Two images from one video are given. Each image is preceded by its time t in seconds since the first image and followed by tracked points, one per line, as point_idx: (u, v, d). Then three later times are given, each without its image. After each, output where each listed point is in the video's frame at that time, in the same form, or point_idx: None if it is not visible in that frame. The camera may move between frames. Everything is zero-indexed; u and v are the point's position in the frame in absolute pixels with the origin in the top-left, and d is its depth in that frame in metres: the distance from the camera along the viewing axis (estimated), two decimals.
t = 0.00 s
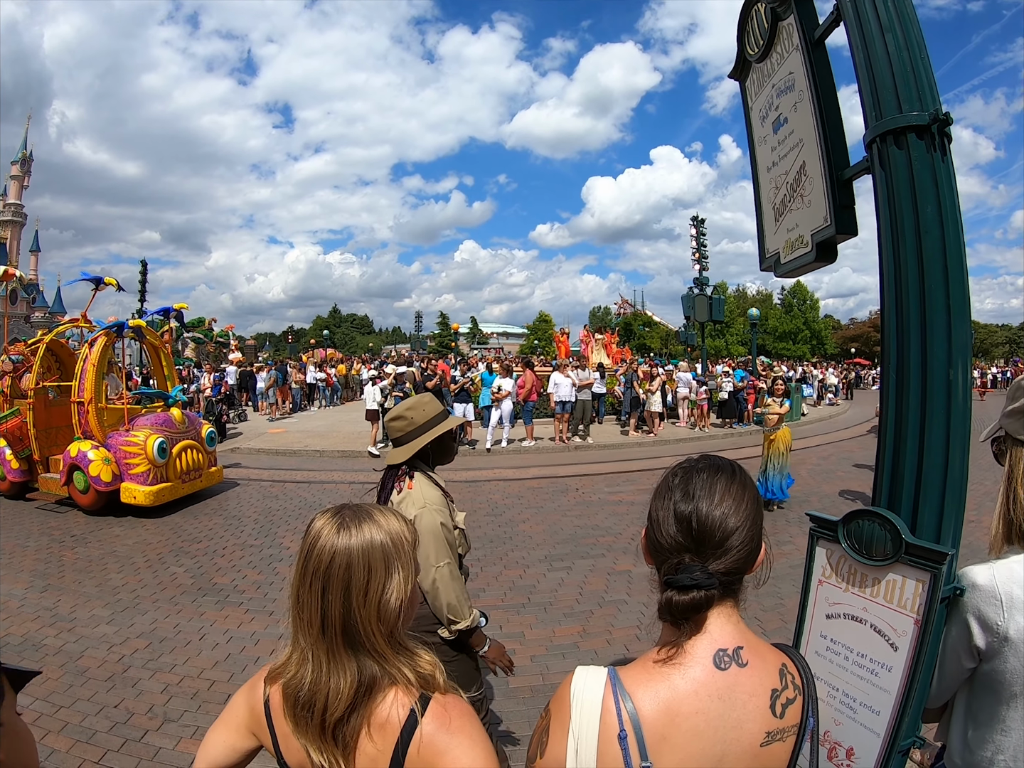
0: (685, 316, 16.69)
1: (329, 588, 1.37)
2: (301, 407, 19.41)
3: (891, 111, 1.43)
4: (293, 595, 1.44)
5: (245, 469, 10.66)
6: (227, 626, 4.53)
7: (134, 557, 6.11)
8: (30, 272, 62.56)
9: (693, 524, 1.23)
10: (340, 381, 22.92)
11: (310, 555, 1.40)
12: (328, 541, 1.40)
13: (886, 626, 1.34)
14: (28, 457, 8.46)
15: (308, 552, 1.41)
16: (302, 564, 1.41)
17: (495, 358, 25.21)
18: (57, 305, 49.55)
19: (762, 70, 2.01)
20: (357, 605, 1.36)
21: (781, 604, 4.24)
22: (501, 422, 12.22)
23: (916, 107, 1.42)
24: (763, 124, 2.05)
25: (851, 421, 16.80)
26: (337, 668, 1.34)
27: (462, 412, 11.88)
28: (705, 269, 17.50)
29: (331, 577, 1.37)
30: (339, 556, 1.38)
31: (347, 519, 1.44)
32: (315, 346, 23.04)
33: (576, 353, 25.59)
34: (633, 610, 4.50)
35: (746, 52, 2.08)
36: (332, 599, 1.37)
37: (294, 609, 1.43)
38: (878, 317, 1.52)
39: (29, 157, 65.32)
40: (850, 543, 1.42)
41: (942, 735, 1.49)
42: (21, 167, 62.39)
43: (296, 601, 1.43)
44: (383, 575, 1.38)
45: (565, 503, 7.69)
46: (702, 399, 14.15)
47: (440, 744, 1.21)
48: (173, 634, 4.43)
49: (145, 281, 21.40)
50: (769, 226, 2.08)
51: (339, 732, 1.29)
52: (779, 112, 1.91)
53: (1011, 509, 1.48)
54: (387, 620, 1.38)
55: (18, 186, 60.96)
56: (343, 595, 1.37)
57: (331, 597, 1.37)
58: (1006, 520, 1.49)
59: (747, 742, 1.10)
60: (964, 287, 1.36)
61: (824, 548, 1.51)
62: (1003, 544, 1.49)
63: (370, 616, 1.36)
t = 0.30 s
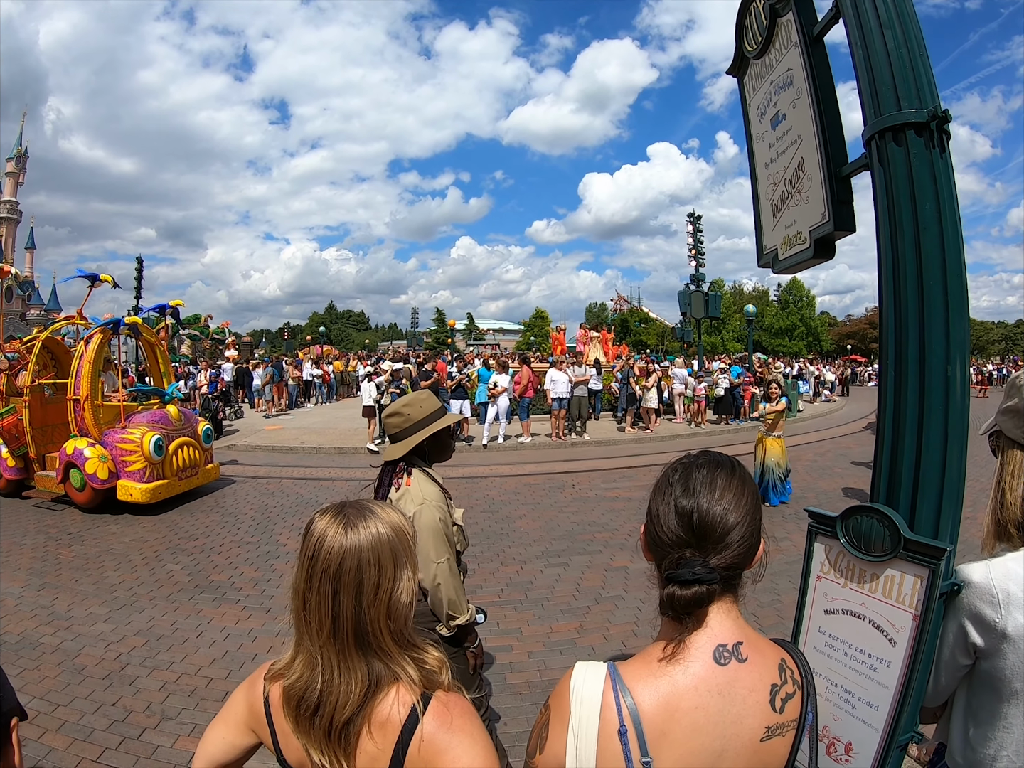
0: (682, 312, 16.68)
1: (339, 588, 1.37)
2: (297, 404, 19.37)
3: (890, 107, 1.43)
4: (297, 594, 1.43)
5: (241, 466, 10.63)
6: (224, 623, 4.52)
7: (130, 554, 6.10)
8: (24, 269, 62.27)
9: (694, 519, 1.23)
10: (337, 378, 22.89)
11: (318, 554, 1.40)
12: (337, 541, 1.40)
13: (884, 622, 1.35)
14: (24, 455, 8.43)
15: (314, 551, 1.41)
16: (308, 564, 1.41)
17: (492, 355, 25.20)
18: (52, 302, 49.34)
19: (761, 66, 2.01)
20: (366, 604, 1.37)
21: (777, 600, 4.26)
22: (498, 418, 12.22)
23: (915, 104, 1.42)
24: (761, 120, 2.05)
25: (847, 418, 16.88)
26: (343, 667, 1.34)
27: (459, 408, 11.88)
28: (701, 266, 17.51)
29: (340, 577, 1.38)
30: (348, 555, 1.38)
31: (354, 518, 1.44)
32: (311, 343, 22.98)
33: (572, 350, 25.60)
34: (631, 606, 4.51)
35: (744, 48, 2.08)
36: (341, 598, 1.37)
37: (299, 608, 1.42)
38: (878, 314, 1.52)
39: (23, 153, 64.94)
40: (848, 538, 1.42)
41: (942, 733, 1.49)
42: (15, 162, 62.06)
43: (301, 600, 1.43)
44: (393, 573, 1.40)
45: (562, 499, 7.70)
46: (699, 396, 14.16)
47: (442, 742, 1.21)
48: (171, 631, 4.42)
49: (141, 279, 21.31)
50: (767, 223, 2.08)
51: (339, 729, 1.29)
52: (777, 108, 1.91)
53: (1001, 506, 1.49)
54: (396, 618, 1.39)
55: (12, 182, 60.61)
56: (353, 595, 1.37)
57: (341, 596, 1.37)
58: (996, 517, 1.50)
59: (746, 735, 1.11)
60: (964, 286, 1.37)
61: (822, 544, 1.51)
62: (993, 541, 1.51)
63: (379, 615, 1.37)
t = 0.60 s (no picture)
0: (680, 310, 16.68)
1: (346, 581, 1.39)
2: (295, 400, 19.36)
3: (890, 108, 1.44)
4: (301, 589, 1.44)
5: (239, 462, 10.62)
6: (222, 619, 4.53)
7: (128, 550, 6.10)
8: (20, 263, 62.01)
9: (682, 513, 1.25)
10: (335, 374, 22.87)
11: (322, 549, 1.41)
12: (342, 536, 1.41)
13: (881, 617, 1.37)
14: (21, 451, 8.42)
15: (320, 546, 1.41)
16: (313, 559, 1.42)
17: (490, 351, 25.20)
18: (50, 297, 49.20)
19: (761, 65, 2.02)
20: (372, 598, 1.39)
21: (774, 597, 4.28)
22: (496, 415, 12.22)
23: (915, 104, 1.43)
24: (761, 119, 2.06)
25: (844, 417, 16.93)
26: (350, 660, 1.35)
27: (457, 405, 11.88)
28: (699, 263, 17.51)
29: (346, 571, 1.39)
30: (355, 549, 1.39)
31: (359, 512, 1.45)
32: (309, 339, 22.96)
33: (570, 346, 25.60)
34: (628, 603, 4.53)
35: (745, 47, 2.09)
36: (348, 592, 1.38)
37: (304, 602, 1.44)
38: (878, 313, 1.53)
39: (19, 147, 64.62)
40: (846, 535, 1.44)
41: (940, 729, 1.51)
42: (11, 156, 61.75)
43: (306, 594, 1.44)
44: (399, 567, 1.42)
45: (560, 496, 7.72)
46: (697, 393, 14.18)
47: (445, 735, 1.22)
48: (169, 627, 4.43)
49: (139, 275, 21.25)
50: (767, 221, 2.09)
51: (343, 722, 1.30)
52: (777, 107, 1.92)
53: (987, 504, 1.52)
54: (402, 611, 1.41)
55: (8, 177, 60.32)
56: (360, 589, 1.39)
57: (348, 590, 1.38)
58: (982, 516, 1.53)
59: (744, 729, 1.13)
60: (962, 286, 1.38)
61: (819, 540, 1.53)
62: (983, 536, 1.53)
63: (385, 608, 1.39)
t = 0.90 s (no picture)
0: (679, 308, 16.70)
1: (351, 575, 1.40)
2: (294, 398, 19.36)
3: (888, 108, 1.46)
4: (305, 583, 1.45)
5: (237, 460, 10.62)
6: (221, 616, 4.54)
7: (127, 548, 6.11)
8: (18, 260, 61.87)
9: (682, 508, 1.26)
10: (334, 372, 22.88)
11: (327, 543, 1.42)
12: (346, 530, 1.42)
13: (877, 614, 1.38)
14: (20, 448, 8.41)
15: (324, 541, 1.42)
16: (318, 553, 1.43)
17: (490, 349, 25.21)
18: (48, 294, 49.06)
19: (761, 65, 2.03)
20: (377, 591, 1.40)
21: (772, 595, 4.31)
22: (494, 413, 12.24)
23: (913, 106, 1.44)
24: (760, 119, 2.07)
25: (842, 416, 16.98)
26: (354, 652, 1.36)
27: (456, 403, 11.89)
28: (698, 262, 17.51)
29: (352, 565, 1.40)
30: (360, 543, 1.40)
31: (363, 507, 1.47)
32: (308, 337, 22.95)
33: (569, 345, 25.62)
34: (626, 600, 4.55)
35: (744, 48, 2.10)
36: (353, 585, 1.40)
37: (308, 596, 1.45)
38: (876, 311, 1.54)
39: (17, 143, 64.43)
40: (843, 532, 1.46)
41: (935, 726, 1.53)
42: (9, 153, 61.59)
43: (310, 588, 1.45)
44: (403, 561, 1.44)
45: (558, 494, 7.73)
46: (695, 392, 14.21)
47: (447, 727, 1.24)
48: (168, 624, 4.44)
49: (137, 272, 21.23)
50: (765, 221, 2.10)
51: (348, 714, 1.31)
52: (776, 108, 1.93)
53: (975, 501, 1.54)
54: (406, 604, 1.43)
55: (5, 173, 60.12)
56: (366, 582, 1.40)
57: (353, 584, 1.40)
58: (971, 513, 1.56)
59: (741, 723, 1.14)
60: (959, 286, 1.40)
61: (816, 537, 1.54)
62: (973, 533, 1.56)
63: (390, 601, 1.40)
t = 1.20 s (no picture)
0: (679, 308, 16.70)
1: (352, 571, 1.40)
2: (294, 397, 19.37)
3: (886, 108, 1.46)
4: (305, 580, 1.46)
5: (237, 458, 10.63)
6: (220, 615, 4.55)
7: (126, 546, 6.12)
8: (18, 258, 61.89)
9: (697, 510, 1.24)
10: (334, 371, 22.90)
11: (328, 540, 1.42)
12: (347, 526, 1.42)
13: (873, 612, 1.39)
14: (20, 446, 8.42)
15: (324, 538, 1.43)
16: (318, 550, 1.43)
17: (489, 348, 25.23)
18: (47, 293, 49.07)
19: (759, 65, 2.03)
20: (378, 587, 1.41)
21: (770, 594, 4.32)
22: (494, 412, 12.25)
23: (911, 106, 1.44)
24: (759, 119, 2.08)
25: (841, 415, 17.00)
26: (354, 649, 1.37)
27: (455, 402, 11.90)
28: (698, 262, 17.51)
29: (352, 561, 1.40)
30: (360, 540, 1.41)
31: (361, 503, 1.47)
32: (308, 336, 22.96)
33: (569, 344, 25.64)
34: (625, 599, 4.56)
35: (743, 47, 2.10)
36: (353, 581, 1.40)
37: (308, 593, 1.45)
38: (872, 311, 1.55)
39: (18, 143, 64.47)
40: (840, 531, 1.46)
41: (931, 724, 1.53)
42: (10, 151, 61.60)
43: (310, 584, 1.45)
44: (402, 556, 1.45)
45: (557, 493, 7.75)
46: (694, 391, 14.21)
47: (444, 725, 1.24)
48: (167, 622, 4.45)
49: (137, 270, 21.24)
50: (764, 220, 2.11)
51: (347, 711, 1.32)
52: (774, 107, 1.93)
53: (968, 499, 1.55)
54: (405, 600, 1.44)
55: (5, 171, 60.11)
56: (366, 578, 1.40)
57: (354, 580, 1.40)
58: (964, 513, 1.57)
59: (739, 719, 1.15)
60: (955, 286, 1.41)
61: (813, 535, 1.55)
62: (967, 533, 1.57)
63: (390, 597, 1.41)
